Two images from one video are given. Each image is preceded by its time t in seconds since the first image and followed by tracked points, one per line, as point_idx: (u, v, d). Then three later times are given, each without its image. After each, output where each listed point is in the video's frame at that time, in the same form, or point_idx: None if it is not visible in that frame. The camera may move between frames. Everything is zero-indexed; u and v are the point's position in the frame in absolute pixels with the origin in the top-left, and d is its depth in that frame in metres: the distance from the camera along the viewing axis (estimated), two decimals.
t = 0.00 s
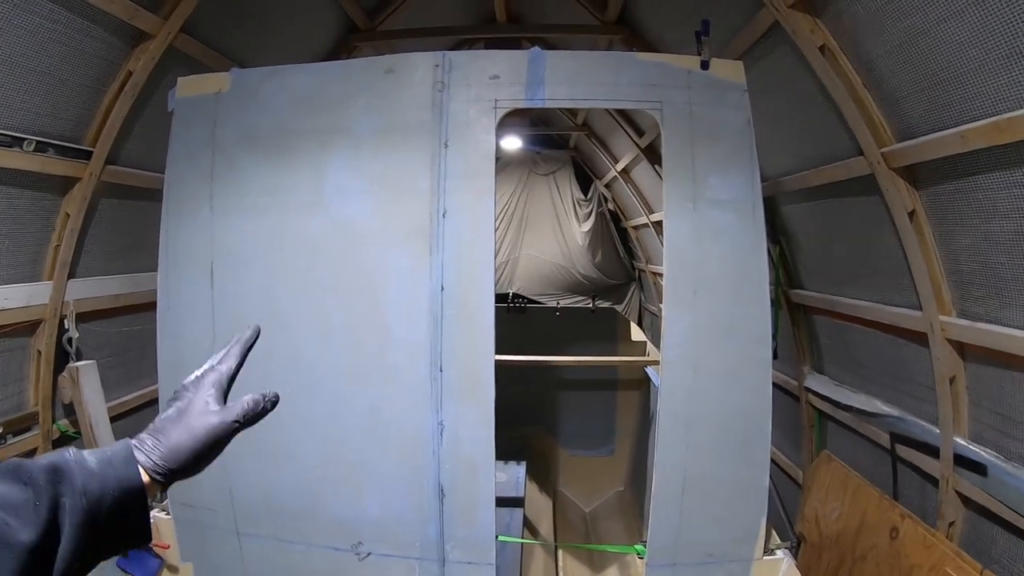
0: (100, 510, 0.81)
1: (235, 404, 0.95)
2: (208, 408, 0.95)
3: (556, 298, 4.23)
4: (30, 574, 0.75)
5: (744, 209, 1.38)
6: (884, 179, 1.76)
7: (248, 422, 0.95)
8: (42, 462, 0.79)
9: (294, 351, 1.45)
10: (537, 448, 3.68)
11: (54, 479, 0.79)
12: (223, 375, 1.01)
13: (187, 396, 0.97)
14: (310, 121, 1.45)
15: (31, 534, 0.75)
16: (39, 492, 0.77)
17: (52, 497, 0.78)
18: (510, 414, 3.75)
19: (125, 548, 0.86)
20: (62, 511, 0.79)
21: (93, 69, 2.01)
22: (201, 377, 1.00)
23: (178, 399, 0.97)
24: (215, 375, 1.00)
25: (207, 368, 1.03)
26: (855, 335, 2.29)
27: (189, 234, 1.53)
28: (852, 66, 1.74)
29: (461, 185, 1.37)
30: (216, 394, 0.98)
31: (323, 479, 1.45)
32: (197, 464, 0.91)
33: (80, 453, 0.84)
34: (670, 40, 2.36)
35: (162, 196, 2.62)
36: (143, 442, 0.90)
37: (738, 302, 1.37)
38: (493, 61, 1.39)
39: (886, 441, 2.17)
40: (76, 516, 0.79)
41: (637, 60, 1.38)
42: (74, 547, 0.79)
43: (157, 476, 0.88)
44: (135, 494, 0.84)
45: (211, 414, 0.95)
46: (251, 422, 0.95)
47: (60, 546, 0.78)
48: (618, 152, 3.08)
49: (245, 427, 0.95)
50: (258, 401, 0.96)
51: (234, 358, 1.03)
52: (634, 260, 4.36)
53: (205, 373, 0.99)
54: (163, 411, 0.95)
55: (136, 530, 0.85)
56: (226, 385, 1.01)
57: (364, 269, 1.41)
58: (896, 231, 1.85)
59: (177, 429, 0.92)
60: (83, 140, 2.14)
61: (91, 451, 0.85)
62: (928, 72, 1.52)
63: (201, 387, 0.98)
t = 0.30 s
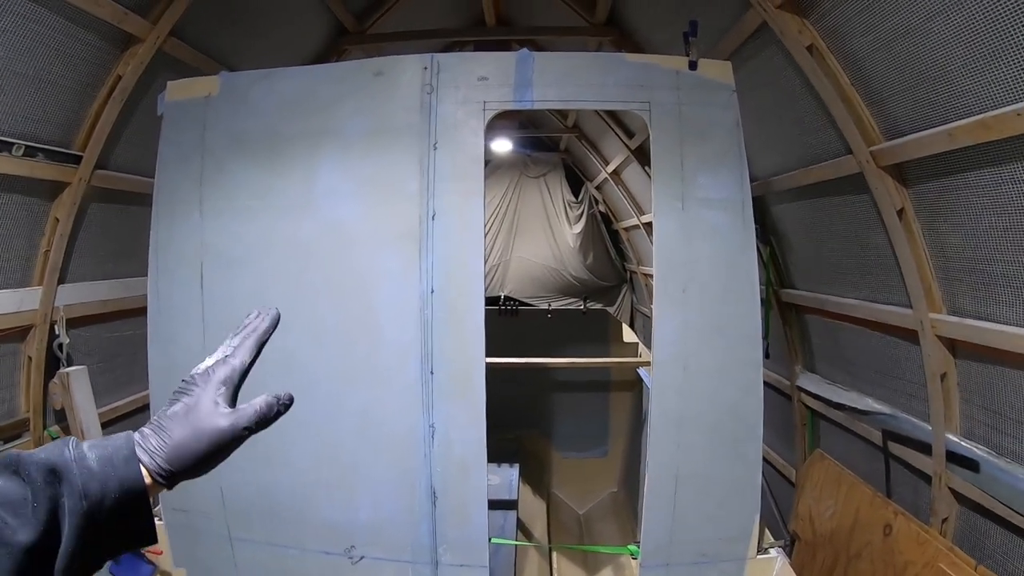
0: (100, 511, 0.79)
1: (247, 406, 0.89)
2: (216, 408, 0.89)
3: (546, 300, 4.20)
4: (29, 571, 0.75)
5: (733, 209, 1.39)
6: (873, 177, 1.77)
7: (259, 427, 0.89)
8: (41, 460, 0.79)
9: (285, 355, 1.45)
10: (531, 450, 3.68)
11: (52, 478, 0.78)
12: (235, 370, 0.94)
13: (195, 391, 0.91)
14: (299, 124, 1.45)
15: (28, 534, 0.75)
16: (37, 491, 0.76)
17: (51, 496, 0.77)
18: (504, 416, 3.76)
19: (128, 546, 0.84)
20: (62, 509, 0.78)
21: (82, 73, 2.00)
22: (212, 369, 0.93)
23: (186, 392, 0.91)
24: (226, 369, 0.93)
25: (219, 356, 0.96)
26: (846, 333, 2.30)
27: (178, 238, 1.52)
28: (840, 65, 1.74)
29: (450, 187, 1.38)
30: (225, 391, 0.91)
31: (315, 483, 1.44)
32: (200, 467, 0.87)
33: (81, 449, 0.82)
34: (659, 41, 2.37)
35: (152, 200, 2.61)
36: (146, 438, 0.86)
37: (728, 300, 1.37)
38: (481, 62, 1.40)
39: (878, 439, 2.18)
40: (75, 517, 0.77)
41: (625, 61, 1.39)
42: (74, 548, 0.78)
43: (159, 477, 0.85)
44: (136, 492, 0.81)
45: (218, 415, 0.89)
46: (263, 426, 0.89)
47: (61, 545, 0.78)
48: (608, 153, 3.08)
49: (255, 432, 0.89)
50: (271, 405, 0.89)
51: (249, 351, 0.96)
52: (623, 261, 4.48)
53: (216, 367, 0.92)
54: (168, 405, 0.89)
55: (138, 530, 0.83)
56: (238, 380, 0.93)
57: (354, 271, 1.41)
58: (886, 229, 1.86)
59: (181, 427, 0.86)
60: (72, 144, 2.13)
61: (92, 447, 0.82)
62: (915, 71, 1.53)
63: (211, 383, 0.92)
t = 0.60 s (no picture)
0: (93, 517, 0.79)
1: (244, 415, 0.89)
2: (212, 417, 0.90)
3: (537, 300, 4.23)
4: None
5: (725, 208, 1.38)
6: (865, 174, 1.77)
7: (255, 437, 0.89)
8: (33, 465, 0.78)
9: (277, 358, 1.44)
10: (527, 451, 3.68)
11: (44, 484, 0.78)
12: (232, 378, 0.94)
13: (191, 399, 0.91)
14: (290, 126, 1.44)
15: (21, 540, 0.74)
16: (30, 497, 0.76)
17: (43, 502, 0.77)
18: (500, 418, 3.76)
19: (118, 555, 0.84)
20: (54, 515, 0.78)
21: (72, 76, 1.99)
22: (209, 376, 0.93)
23: (183, 400, 0.91)
24: (223, 377, 0.93)
25: (216, 363, 0.96)
26: (840, 331, 2.30)
27: (169, 240, 1.51)
28: (831, 64, 1.75)
29: (441, 188, 1.37)
30: (221, 401, 0.92)
31: (309, 486, 1.44)
32: (195, 475, 0.87)
33: (73, 454, 0.82)
34: (650, 41, 2.37)
35: (143, 203, 2.60)
36: (141, 445, 0.87)
37: (721, 298, 1.37)
38: (472, 63, 1.39)
39: (872, 436, 2.18)
40: (67, 524, 0.78)
41: (616, 60, 1.38)
42: (66, 554, 0.78)
43: (152, 485, 0.85)
44: (128, 501, 0.82)
45: (214, 424, 0.89)
46: (259, 436, 0.90)
47: (53, 551, 0.77)
48: (601, 154, 3.08)
49: (251, 442, 0.89)
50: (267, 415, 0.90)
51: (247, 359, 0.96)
52: (618, 262, 4.38)
53: (213, 374, 0.92)
54: (165, 412, 0.90)
55: (130, 538, 0.83)
56: (234, 388, 0.94)
57: (345, 272, 1.40)
58: (878, 227, 1.86)
59: (177, 435, 0.87)
60: (63, 148, 2.12)
61: (84, 453, 0.83)
62: (906, 68, 1.53)
63: (207, 392, 0.92)
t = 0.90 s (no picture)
0: (86, 533, 0.78)
1: (245, 434, 0.87)
2: (212, 434, 0.88)
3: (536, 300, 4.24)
4: None
5: (724, 207, 1.38)
6: (864, 172, 1.76)
7: (256, 457, 0.87)
8: (27, 479, 0.77)
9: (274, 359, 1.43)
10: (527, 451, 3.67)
11: (37, 499, 0.77)
12: (235, 394, 0.93)
13: (192, 414, 0.90)
14: (287, 126, 1.43)
15: (14, 555, 0.74)
16: (23, 511, 0.76)
17: (37, 517, 0.76)
18: (499, 418, 3.75)
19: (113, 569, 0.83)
20: (48, 530, 0.77)
21: (67, 76, 1.98)
22: (212, 391, 0.92)
23: (183, 415, 0.90)
24: (226, 393, 0.92)
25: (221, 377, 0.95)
26: (838, 330, 2.30)
27: (166, 240, 1.51)
28: (830, 62, 1.74)
29: (439, 188, 1.36)
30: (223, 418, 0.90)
31: (308, 487, 1.43)
32: (193, 493, 0.86)
33: (69, 467, 0.81)
34: (649, 40, 2.37)
35: (139, 204, 2.59)
36: (138, 460, 0.86)
37: (720, 297, 1.37)
38: (469, 62, 1.38)
39: (872, 435, 2.18)
40: (60, 540, 0.77)
41: (614, 59, 1.38)
42: (59, 570, 0.77)
43: (148, 502, 0.84)
44: (125, 518, 0.81)
45: (214, 442, 0.87)
46: (259, 456, 0.87)
47: (46, 566, 0.77)
48: (599, 153, 3.08)
49: (251, 461, 0.87)
50: (269, 435, 0.87)
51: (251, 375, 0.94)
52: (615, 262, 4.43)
53: (216, 389, 0.91)
54: (165, 426, 0.89)
55: (127, 553, 0.83)
56: (237, 405, 0.92)
57: (342, 273, 1.40)
58: (878, 226, 1.86)
59: (175, 452, 0.86)
60: (59, 149, 2.11)
61: (80, 466, 0.82)
62: (907, 65, 1.52)
63: (209, 407, 0.91)
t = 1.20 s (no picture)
0: (85, 563, 0.79)
1: (256, 472, 0.84)
2: (221, 468, 0.86)
3: (539, 300, 4.30)
4: None
5: (730, 207, 1.37)
6: (870, 173, 1.75)
7: (265, 496, 0.84)
8: (27, 504, 0.78)
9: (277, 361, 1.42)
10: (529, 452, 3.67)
11: (36, 526, 0.78)
12: (248, 427, 0.89)
13: (202, 445, 0.88)
14: (290, 126, 1.43)
15: None
16: (21, 537, 0.76)
17: (36, 544, 0.77)
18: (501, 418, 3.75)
19: None
20: (47, 556, 0.78)
21: (69, 76, 1.98)
22: (225, 421, 0.89)
23: (193, 444, 0.88)
24: (239, 424, 0.89)
25: (235, 405, 0.92)
26: (842, 330, 2.29)
27: (169, 240, 1.50)
28: (836, 60, 1.73)
29: (443, 188, 1.36)
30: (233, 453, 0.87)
31: (311, 488, 1.42)
32: (200, 528, 0.84)
33: (71, 493, 0.82)
34: (652, 39, 2.36)
35: (142, 203, 2.59)
36: (143, 489, 0.85)
37: (725, 297, 1.36)
38: (473, 61, 1.38)
39: (876, 436, 2.18)
40: (58, 569, 0.77)
41: (619, 58, 1.37)
42: None
43: (151, 534, 0.83)
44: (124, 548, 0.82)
45: (222, 479, 0.85)
46: (269, 495, 0.85)
47: None
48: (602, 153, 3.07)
49: (261, 500, 0.85)
50: (281, 475, 0.84)
51: (266, 407, 0.91)
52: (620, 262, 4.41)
53: (228, 421, 0.88)
54: (176, 455, 0.87)
55: None
56: (249, 438, 0.89)
57: (345, 274, 1.39)
58: (883, 226, 1.85)
59: (183, 484, 0.84)
60: (60, 149, 2.10)
61: (82, 491, 0.82)
62: (913, 65, 1.51)
63: (220, 439, 0.88)
